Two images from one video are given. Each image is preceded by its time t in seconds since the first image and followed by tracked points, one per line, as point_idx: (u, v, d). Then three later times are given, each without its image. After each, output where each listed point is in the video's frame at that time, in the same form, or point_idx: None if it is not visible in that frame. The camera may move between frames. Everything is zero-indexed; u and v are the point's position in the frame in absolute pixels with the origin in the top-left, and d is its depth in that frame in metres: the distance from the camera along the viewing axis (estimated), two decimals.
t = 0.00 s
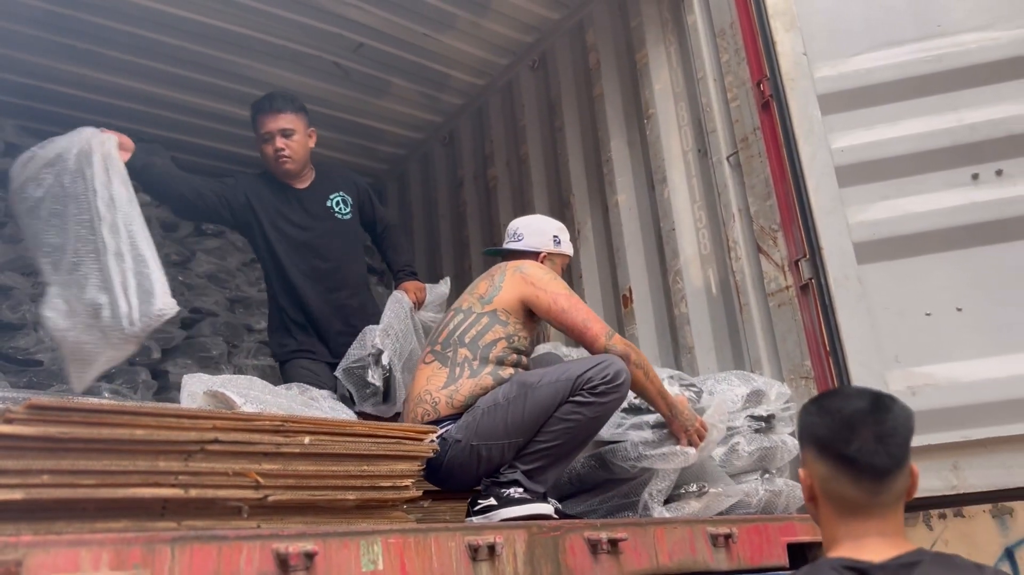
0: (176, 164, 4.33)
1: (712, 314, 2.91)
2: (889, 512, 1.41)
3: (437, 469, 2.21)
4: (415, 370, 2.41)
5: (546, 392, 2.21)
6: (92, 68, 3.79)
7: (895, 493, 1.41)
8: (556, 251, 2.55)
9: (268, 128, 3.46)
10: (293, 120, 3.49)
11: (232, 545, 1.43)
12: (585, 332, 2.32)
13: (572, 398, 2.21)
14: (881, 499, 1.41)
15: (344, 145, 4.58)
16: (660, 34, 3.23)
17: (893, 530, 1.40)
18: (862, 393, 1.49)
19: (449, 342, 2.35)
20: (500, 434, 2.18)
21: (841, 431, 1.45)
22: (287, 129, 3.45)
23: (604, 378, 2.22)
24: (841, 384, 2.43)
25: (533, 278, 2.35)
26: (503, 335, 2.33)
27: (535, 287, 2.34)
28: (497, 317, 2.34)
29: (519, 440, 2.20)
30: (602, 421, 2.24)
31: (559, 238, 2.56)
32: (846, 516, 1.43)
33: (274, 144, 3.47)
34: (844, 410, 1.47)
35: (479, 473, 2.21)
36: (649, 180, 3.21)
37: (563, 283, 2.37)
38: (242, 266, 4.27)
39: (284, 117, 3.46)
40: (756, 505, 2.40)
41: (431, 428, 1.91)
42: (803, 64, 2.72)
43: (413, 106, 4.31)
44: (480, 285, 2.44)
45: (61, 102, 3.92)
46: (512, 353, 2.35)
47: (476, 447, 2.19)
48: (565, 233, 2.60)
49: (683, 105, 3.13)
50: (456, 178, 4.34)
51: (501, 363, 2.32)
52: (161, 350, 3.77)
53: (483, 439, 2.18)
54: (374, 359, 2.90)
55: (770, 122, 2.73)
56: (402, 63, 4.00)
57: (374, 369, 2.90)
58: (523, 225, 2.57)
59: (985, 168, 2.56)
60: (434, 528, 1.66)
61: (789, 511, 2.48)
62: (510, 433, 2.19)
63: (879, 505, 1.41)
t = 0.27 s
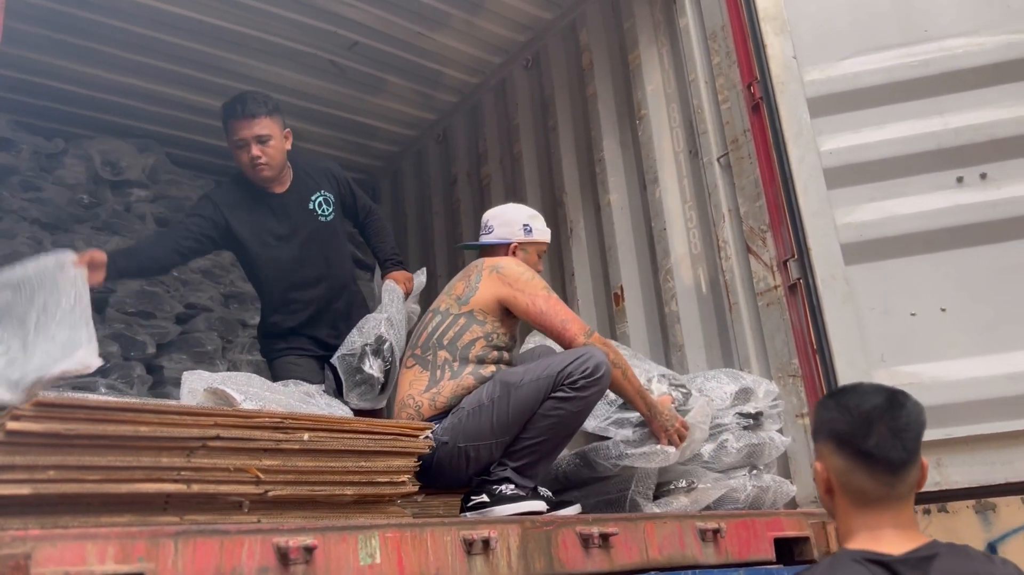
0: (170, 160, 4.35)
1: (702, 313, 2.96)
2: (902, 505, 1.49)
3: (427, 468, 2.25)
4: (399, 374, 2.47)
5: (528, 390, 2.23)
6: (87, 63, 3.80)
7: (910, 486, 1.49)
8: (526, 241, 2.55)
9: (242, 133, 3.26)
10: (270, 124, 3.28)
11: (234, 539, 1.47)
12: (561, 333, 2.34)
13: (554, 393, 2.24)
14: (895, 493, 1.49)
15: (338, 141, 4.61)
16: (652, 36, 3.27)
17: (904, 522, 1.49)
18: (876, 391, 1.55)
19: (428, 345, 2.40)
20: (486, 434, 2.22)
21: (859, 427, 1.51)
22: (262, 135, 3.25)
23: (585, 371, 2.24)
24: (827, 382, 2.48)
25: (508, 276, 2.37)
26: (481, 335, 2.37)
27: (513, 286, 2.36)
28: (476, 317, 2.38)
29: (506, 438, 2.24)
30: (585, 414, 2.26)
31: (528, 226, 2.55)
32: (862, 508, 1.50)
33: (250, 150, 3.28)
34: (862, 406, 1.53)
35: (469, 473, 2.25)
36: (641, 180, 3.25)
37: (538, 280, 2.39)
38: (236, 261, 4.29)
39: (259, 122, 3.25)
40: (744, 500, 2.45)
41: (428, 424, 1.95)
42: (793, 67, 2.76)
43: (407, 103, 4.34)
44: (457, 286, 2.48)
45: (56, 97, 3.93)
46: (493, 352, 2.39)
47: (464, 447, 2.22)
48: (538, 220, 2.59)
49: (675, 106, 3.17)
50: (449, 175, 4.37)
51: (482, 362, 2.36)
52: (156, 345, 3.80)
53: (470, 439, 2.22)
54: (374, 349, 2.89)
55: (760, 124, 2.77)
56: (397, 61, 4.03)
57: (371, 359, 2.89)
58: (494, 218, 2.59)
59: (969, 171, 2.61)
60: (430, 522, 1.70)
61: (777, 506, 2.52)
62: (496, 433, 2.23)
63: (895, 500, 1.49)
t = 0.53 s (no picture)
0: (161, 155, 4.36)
1: (691, 313, 3.02)
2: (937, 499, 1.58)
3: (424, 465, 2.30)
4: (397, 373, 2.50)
5: (525, 389, 2.28)
6: (80, 59, 3.81)
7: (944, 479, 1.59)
8: (512, 236, 2.58)
9: (233, 153, 3.20)
10: (262, 142, 3.23)
11: (241, 533, 1.50)
12: (557, 335, 2.42)
13: (551, 393, 2.30)
14: (931, 487, 1.58)
15: (329, 138, 4.63)
16: (644, 39, 3.32)
17: (936, 515, 1.58)
18: (918, 391, 1.65)
19: (426, 345, 2.44)
20: (484, 432, 2.27)
21: (902, 422, 1.61)
22: (255, 154, 3.20)
23: (581, 372, 2.29)
24: (813, 382, 2.53)
25: (506, 277, 2.41)
26: (479, 334, 2.41)
27: (511, 286, 2.40)
28: (474, 317, 2.42)
29: (504, 436, 2.29)
30: (581, 413, 2.32)
31: (513, 221, 2.58)
32: (899, 498, 1.59)
33: (242, 170, 3.23)
34: (905, 403, 1.63)
35: (466, 470, 2.30)
36: (632, 181, 3.31)
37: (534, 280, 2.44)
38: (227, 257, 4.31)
39: (251, 140, 3.19)
40: (732, 496, 2.49)
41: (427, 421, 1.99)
42: (782, 72, 2.82)
43: (399, 101, 4.37)
44: (454, 285, 2.51)
45: (48, 92, 3.93)
46: (491, 350, 2.44)
47: (462, 445, 2.27)
48: (523, 215, 2.62)
49: (666, 109, 3.22)
50: (440, 173, 4.41)
51: (480, 361, 2.41)
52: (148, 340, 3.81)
53: (469, 437, 2.27)
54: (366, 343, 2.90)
55: (748, 127, 2.82)
56: (390, 60, 4.06)
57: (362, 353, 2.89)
58: (479, 215, 2.62)
59: (952, 176, 2.68)
60: (429, 517, 1.74)
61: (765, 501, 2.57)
62: (494, 431, 2.28)
63: (931, 491, 1.58)
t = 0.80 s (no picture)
0: (150, 149, 4.38)
1: (676, 310, 3.08)
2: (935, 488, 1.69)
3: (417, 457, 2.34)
4: (393, 365, 2.55)
5: (520, 384, 2.34)
6: (70, 52, 3.82)
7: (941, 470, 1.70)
8: (509, 237, 2.64)
9: (225, 172, 3.19)
10: (252, 159, 3.21)
11: (244, 522, 1.55)
12: (549, 328, 2.46)
13: (545, 389, 2.35)
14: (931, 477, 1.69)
15: (319, 133, 4.66)
16: (632, 40, 3.38)
17: (934, 503, 1.69)
18: (920, 386, 1.75)
19: (424, 338, 2.49)
20: (478, 425, 2.32)
21: (905, 415, 1.71)
22: (246, 172, 3.19)
23: (574, 369, 2.35)
24: (795, 377, 2.61)
25: (503, 273, 2.49)
26: (477, 329, 2.49)
27: (506, 282, 2.47)
28: (471, 312, 2.49)
29: (497, 429, 2.34)
30: (574, 408, 2.38)
31: (511, 223, 2.64)
32: (899, 487, 1.70)
33: (235, 188, 3.22)
34: (907, 398, 1.73)
35: (459, 462, 2.35)
36: (620, 180, 3.37)
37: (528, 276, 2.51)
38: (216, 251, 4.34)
39: (241, 159, 3.18)
40: (715, 488, 2.56)
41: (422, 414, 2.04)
42: (767, 75, 2.88)
43: (388, 98, 4.41)
44: (452, 281, 2.57)
45: (37, 84, 3.94)
46: (487, 345, 2.51)
47: (456, 437, 2.32)
48: (521, 216, 2.67)
49: (653, 109, 3.28)
50: (429, 169, 4.45)
51: (477, 355, 2.48)
52: (137, 333, 3.83)
53: (463, 429, 2.32)
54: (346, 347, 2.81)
55: (735, 129, 2.89)
56: (380, 56, 4.09)
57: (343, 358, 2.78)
58: (477, 216, 2.68)
59: (931, 178, 2.76)
60: (425, 507, 1.79)
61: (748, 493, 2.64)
62: (488, 424, 2.33)
63: (930, 481, 1.69)
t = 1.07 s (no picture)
0: (143, 142, 4.40)
1: (665, 306, 3.15)
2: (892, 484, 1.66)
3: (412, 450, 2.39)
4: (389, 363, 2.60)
5: (510, 377, 2.40)
6: (64, 45, 3.84)
7: (895, 464, 1.67)
8: (501, 234, 2.70)
9: (224, 184, 3.20)
10: (252, 172, 3.22)
11: (249, 511, 1.59)
12: (541, 321, 2.51)
13: (534, 381, 2.41)
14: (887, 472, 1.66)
15: (311, 128, 4.69)
16: (623, 40, 3.43)
17: (892, 498, 1.66)
18: (873, 384, 1.73)
19: (419, 337, 2.54)
20: (471, 418, 2.37)
21: (859, 412, 1.68)
22: (244, 185, 3.20)
23: (563, 361, 2.42)
24: (780, 372, 2.68)
25: (493, 270, 2.54)
26: (470, 326, 2.54)
27: (498, 278, 2.53)
28: (464, 309, 2.54)
29: (489, 422, 2.40)
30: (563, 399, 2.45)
31: (503, 220, 2.69)
32: (855, 483, 1.67)
33: (233, 199, 3.23)
34: (861, 396, 1.70)
35: (453, 455, 2.40)
36: (610, 177, 3.42)
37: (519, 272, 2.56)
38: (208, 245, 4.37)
39: (240, 172, 3.19)
40: (703, 479, 2.62)
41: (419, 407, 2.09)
42: (755, 76, 2.94)
43: (381, 93, 4.44)
44: (445, 280, 2.63)
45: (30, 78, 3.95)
46: (480, 343, 2.56)
47: (450, 430, 2.37)
48: (514, 214, 2.73)
49: (643, 108, 3.34)
50: (421, 165, 4.49)
51: (470, 352, 2.52)
52: (130, 326, 3.87)
53: (456, 422, 2.37)
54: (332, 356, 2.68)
55: (723, 128, 2.95)
56: (372, 52, 4.13)
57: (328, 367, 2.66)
58: (470, 213, 2.73)
59: (914, 179, 2.83)
60: (423, 497, 1.84)
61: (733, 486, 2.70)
62: (480, 416, 2.38)
63: (884, 475, 1.66)
